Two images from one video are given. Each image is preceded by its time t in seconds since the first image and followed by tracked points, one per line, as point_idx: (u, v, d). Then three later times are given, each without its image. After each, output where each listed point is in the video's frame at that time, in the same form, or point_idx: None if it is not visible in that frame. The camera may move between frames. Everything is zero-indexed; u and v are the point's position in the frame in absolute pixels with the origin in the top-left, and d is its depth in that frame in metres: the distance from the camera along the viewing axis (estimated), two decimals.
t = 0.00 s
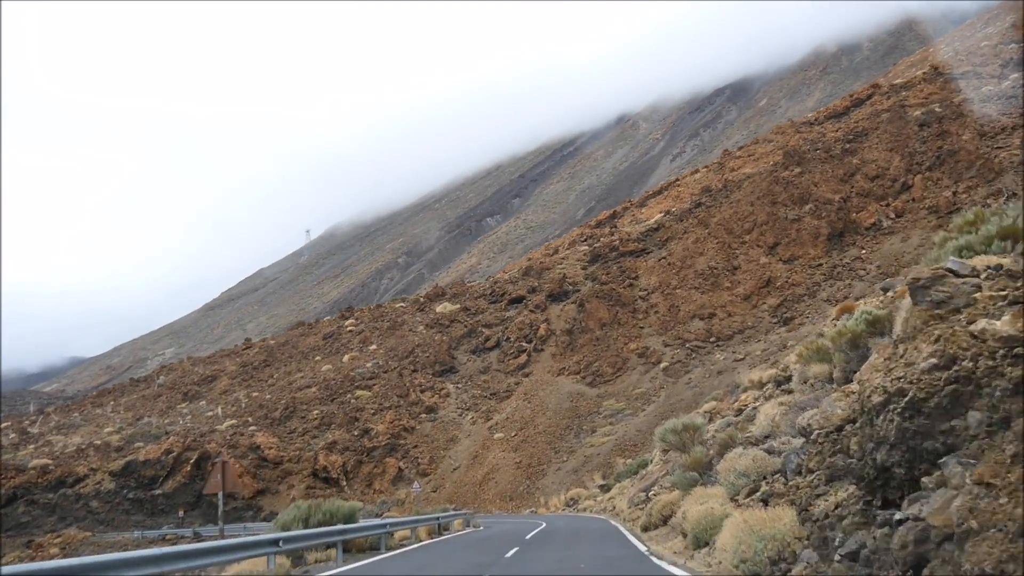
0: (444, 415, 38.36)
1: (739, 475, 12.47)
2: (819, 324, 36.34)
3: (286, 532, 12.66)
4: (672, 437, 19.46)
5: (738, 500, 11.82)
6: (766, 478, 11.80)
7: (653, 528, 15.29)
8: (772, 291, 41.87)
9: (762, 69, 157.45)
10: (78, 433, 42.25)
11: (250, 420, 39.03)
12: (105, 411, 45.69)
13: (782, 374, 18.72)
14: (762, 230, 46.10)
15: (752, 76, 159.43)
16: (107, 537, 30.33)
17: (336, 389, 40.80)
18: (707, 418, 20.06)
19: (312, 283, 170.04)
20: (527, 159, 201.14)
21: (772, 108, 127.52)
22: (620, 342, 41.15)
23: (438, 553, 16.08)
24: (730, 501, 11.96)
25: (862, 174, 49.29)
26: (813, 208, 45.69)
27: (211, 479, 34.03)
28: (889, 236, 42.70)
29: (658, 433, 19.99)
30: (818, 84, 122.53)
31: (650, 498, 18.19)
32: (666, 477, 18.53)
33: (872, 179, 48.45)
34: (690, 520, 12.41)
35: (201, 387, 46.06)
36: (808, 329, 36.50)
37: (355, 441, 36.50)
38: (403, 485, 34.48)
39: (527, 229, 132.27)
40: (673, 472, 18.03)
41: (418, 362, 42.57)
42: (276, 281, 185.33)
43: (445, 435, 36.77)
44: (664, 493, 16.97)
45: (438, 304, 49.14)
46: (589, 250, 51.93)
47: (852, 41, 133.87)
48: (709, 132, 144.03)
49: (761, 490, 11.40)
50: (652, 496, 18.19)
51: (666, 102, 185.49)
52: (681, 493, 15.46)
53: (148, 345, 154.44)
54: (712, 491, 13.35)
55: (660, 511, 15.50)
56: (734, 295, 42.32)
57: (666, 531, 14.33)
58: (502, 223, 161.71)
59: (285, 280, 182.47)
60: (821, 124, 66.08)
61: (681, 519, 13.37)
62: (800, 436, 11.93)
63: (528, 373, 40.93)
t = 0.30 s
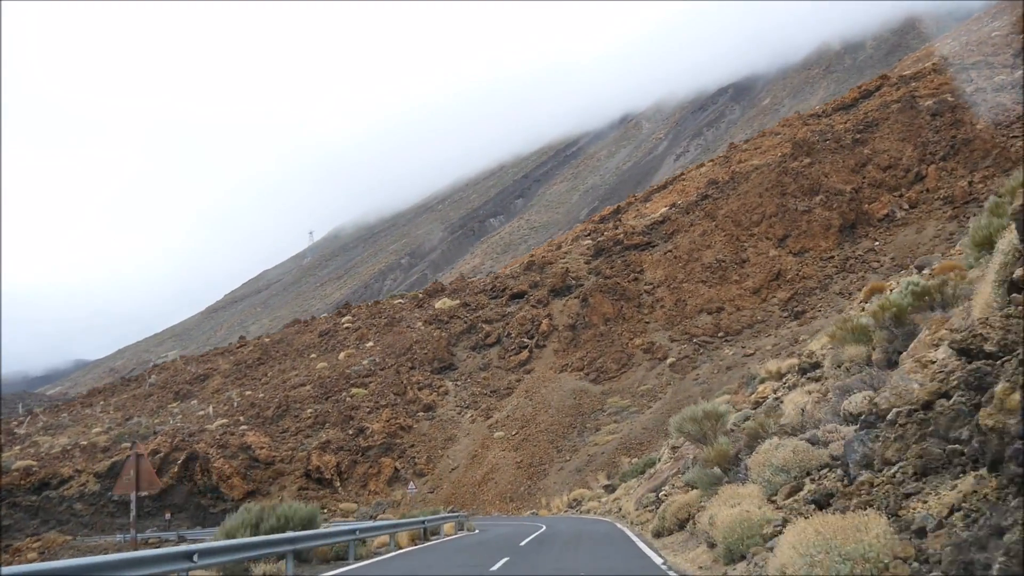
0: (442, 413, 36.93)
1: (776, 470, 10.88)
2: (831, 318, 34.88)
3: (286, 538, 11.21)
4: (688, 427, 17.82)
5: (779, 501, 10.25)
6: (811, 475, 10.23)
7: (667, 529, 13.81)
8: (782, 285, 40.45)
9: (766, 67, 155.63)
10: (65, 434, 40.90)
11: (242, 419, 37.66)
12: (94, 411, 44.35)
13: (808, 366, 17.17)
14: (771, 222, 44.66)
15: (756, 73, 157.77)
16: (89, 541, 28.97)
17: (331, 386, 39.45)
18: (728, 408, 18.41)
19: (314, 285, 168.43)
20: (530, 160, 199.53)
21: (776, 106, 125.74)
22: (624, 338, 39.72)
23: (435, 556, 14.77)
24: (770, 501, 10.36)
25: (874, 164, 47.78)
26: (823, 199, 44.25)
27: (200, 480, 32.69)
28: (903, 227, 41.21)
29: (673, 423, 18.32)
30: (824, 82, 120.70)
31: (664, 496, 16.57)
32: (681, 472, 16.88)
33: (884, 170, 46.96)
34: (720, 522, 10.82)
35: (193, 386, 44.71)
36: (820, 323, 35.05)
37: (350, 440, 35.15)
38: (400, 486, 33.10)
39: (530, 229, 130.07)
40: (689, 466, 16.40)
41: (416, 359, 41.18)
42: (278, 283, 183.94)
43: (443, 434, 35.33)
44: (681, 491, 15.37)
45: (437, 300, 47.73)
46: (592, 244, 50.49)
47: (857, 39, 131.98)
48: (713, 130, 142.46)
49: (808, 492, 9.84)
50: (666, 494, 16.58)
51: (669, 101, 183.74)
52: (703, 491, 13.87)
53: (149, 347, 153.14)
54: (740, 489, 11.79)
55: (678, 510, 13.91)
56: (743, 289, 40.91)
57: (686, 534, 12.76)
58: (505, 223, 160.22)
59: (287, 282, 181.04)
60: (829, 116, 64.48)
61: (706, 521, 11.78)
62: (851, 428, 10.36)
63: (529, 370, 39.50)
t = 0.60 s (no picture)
0: (436, 407, 35.08)
1: (856, 458, 8.69)
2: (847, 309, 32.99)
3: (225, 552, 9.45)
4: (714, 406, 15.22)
5: (861, 501, 8.02)
6: (905, 466, 8.18)
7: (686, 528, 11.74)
8: (793, 274, 38.61)
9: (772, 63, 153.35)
10: (43, 428, 39.18)
11: (226, 413, 35.90)
12: (76, 404, 42.66)
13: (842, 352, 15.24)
14: (782, 209, 42.81)
15: (760, 67, 155.77)
16: (58, 542, 27.25)
17: (321, 379, 37.66)
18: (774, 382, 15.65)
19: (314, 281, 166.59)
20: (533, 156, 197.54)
21: (782, 101, 123.45)
22: (628, 329, 37.88)
23: (419, 559, 12.95)
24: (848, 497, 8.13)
25: (888, 150, 45.84)
26: (836, 185, 42.39)
27: (179, 477, 30.95)
28: (920, 214, 39.33)
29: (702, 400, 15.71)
30: (830, 77, 118.43)
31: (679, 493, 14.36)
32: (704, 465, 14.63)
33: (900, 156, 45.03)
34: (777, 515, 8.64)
35: (179, 379, 42.97)
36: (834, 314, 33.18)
37: (338, 435, 33.36)
38: (391, 484, 31.28)
39: (533, 226, 127.74)
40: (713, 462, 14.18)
41: (410, 351, 39.35)
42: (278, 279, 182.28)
43: (437, 430, 33.45)
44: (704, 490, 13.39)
45: (433, 290, 45.89)
46: (595, 233, 48.65)
47: (865, 33, 129.60)
48: (717, 125, 140.55)
49: (908, 490, 7.63)
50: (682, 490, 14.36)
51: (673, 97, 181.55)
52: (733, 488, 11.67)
53: (148, 345, 151.86)
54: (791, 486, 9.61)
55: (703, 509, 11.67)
56: (752, 278, 39.09)
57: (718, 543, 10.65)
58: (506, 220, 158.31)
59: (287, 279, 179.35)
60: (840, 103, 62.46)
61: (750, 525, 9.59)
62: (945, 419, 8.30)
63: (529, 362, 37.63)
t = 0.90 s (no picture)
0: (431, 408, 33.50)
1: (1003, 448, 6.35)
2: (862, 306, 31.43)
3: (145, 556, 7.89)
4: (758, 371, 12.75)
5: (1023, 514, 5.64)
6: None
7: (711, 539, 9.90)
8: (804, 271, 37.09)
9: (776, 67, 151.60)
10: (23, 428, 37.72)
11: (211, 413, 34.39)
12: (59, 404, 41.19)
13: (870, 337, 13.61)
14: (792, 205, 41.26)
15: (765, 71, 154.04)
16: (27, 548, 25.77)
17: (311, 378, 36.16)
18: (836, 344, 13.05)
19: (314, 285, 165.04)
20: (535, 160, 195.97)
21: (787, 105, 121.65)
22: (631, 327, 36.35)
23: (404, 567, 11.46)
24: (997, 481, 6.16)
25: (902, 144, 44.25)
26: (848, 181, 40.85)
27: (159, 480, 29.46)
28: (935, 210, 37.78)
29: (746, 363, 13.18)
30: (836, 81, 116.63)
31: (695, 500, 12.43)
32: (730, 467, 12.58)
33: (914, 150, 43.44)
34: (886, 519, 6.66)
35: (165, 378, 41.49)
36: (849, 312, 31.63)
37: (328, 436, 31.86)
38: (382, 487, 29.71)
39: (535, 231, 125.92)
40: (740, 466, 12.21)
41: (404, 349, 37.80)
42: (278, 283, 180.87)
43: (431, 431, 31.86)
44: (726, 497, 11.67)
45: (430, 287, 44.35)
46: (598, 230, 47.12)
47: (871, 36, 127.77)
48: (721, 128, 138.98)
49: None
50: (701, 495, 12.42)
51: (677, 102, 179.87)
52: (775, 493, 9.53)
53: (147, 349, 150.68)
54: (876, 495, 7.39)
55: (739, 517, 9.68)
56: (761, 275, 37.56)
57: (756, 558, 8.86)
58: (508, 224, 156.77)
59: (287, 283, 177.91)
60: (849, 100, 60.85)
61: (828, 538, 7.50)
62: None
63: (528, 361, 36.04)
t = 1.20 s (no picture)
0: (425, 409, 31.99)
1: None
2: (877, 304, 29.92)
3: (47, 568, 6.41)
4: (852, 301, 9.31)
5: None
6: None
7: (754, 560, 7.92)
8: (814, 270, 35.62)
9: (781, 70, 150.23)
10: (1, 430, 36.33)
11: (195, 414, 32.96)
12: (41, 405, 39.80)
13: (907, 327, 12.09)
14: (800, 201, 39.79)
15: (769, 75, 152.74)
16: None
17: (301, 378, 34.72)
18: (959, 276, 9.68)
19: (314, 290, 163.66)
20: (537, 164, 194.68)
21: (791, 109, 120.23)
22: (634, 327, 34.90)
23: None
24: None
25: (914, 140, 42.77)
26: (859, 177, 39.41)
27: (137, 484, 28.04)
28: (950, 207, 36.31)
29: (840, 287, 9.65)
30: (842, 85, 115.15)
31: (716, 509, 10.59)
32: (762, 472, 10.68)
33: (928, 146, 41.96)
34: None
35: (151, 379, 40.10)
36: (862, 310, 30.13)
37: (316, 439, 30.39)
38: (372, 492, 28.17)
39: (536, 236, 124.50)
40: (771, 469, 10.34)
41: (398, 349, 36.34)
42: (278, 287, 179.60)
43: (424, 434, 30.33)
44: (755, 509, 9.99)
45: (426, 286, 42.93)
46: (600, 228, 45.68)
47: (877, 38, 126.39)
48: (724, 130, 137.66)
49: None
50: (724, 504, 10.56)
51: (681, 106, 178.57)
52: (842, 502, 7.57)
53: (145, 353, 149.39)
54: None
55: (788, 528, 7.74)
56: (769, 274, 36.10)
57: None
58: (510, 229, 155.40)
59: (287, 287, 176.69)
60: (858, 97, 59.42)
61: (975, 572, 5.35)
62: None
63: (527, 362, 34.56)
